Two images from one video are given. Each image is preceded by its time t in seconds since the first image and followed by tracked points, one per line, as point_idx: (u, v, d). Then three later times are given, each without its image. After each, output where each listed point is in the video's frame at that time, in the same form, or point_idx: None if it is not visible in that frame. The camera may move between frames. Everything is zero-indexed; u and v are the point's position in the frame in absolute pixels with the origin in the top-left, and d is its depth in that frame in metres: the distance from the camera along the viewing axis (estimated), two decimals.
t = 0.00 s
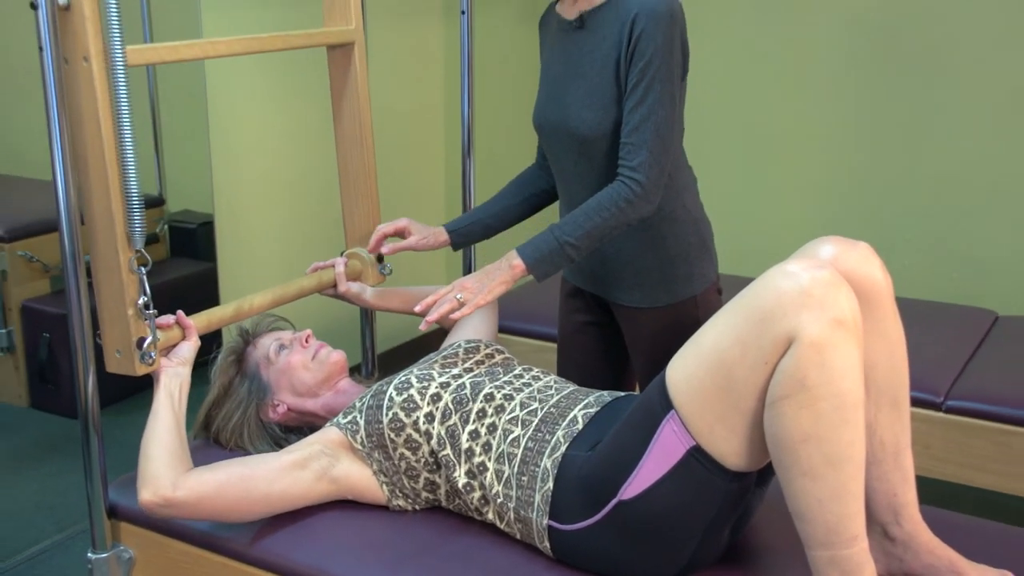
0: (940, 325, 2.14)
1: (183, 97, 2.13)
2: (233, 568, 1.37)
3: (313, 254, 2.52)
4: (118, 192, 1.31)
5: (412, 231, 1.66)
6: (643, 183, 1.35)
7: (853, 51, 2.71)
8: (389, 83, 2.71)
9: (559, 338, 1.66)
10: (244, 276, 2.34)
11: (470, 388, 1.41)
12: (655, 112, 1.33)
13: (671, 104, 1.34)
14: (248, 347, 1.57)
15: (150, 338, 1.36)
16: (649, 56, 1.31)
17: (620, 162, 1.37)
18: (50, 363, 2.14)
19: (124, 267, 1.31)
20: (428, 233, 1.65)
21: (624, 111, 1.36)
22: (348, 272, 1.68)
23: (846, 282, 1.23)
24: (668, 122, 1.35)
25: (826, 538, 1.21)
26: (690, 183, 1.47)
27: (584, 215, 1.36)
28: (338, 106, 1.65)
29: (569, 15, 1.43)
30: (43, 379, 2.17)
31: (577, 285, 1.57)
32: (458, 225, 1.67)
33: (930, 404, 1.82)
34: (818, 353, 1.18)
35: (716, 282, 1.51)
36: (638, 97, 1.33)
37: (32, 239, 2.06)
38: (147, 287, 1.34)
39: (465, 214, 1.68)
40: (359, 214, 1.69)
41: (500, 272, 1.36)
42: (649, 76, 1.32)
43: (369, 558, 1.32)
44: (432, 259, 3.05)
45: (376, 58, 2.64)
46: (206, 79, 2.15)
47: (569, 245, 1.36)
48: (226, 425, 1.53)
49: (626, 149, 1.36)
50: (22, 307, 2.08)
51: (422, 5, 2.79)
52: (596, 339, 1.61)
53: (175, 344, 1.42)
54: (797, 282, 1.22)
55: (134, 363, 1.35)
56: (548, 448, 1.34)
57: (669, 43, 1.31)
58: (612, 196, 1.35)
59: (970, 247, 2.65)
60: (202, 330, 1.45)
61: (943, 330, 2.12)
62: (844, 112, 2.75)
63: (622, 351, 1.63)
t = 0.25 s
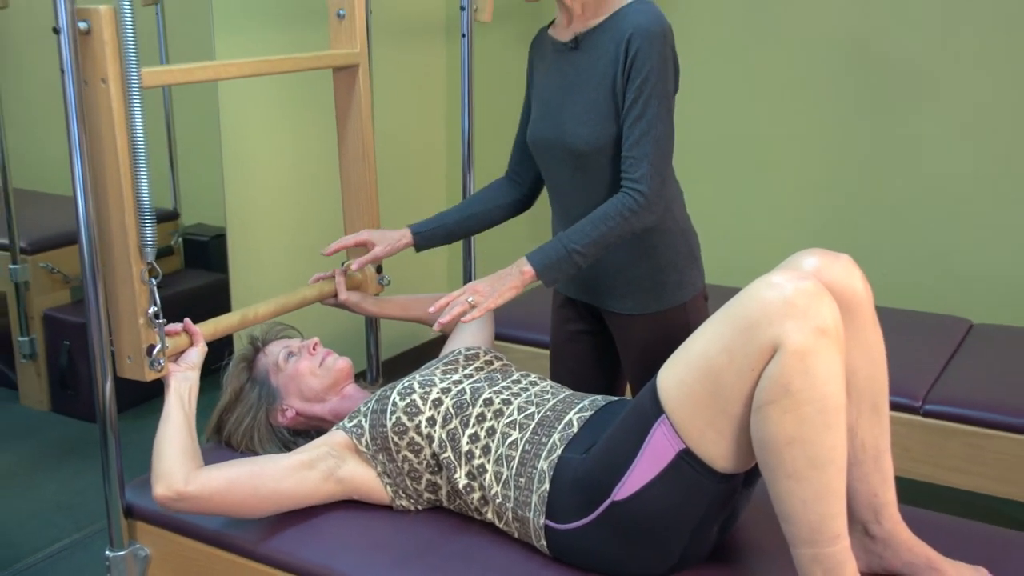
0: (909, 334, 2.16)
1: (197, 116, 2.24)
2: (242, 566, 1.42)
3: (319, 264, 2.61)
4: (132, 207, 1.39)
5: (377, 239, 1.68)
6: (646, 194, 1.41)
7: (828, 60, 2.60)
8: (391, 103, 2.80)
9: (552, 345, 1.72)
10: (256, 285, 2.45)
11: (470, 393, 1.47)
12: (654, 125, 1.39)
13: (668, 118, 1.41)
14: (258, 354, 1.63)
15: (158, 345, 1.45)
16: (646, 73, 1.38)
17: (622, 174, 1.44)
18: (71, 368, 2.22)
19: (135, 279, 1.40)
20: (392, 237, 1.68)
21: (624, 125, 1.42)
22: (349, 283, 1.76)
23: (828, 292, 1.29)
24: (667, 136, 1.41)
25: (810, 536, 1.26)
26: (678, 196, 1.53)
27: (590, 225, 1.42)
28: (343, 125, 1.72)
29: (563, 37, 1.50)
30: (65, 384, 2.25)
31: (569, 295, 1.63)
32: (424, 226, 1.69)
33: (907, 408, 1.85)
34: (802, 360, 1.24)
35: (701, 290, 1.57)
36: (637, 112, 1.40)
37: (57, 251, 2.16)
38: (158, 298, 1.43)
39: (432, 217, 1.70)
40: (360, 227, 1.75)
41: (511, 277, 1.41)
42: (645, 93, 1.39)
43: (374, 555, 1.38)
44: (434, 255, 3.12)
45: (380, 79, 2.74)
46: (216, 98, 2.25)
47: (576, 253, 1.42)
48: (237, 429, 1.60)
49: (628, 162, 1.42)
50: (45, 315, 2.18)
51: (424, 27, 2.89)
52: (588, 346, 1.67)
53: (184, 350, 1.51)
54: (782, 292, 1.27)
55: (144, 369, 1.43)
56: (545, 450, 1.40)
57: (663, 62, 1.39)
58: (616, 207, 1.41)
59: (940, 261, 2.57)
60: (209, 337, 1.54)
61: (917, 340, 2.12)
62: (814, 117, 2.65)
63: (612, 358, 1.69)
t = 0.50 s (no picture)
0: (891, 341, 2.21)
1: (208, 133, 2.34)
2: (252, 563, 1.48)
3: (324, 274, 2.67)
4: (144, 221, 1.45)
5: (357, 253, 1.75)
6: (653, 203, 1.47)
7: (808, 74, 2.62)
8: (397, 122, 2.89)
9: (545, 350, 1.78)
10: (262, 294, 2.52)
11: (470, 397, 1.53)
12: (655, 137, 1.46)
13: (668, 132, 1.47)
14: (267, 361, 1.69)
15: (168, 351, 1.51)
16: (644, 89, 1.44)
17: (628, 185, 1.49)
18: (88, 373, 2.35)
19: (146, 289, 1.47)
20: (371, 251, 1.75)
21: (625, 136, 1.48)
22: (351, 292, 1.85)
23: (814, 301, 1.34)
24: (667, 148, 1.47)
25: (797, 535, 1.31)
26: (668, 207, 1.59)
27: (601, 233, 1.47)
28: (348, 142, 1.79)
29: (556, 56, 1.56)
30: (83, 389, 2.38)
31: (560, 305, 1.69)
32: (398, 239, 1.74)
33: (889, 412, 1.90)
34: (788, 366, 1.29)
35: (689, 296, 1.64)
36: (637, 125, 1.45)
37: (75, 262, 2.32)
38: (168, 306, 1.49)
39: (405, 229, 1.75)
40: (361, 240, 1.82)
41: (527, 287, 1.49)
42: (643, 107, 1.45)
43: (378, 553, 1.44)
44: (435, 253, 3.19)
45: (386, 98, 2.82)
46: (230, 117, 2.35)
47: (588, 261, 1.48)
48: (247, 432, 1.67)
49: (633, 173, 1.48)
50: (64, 323, 2.32)
51: (430, 49, 2.98)
52: (582, 351, 1.73)
53: (192, 355, 1.58)
54: (769, 301, 1.33)
55: (153, 374, 1.50)
56: (543, 452, 1.46)
57: (659, 78, 1.45)
58: (625, 216, 1.47)
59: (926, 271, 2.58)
60: (216, 343, 1.61)
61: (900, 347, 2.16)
62: (799, 126, 2.67)
63: (605, 364, 1.75)
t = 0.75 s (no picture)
0: (878, 346, 2.26)
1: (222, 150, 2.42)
2: (260, 561, 1.54)
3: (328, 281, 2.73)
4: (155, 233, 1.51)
5: (351, 271, 1.82)
6: (642, 214, 1.53)
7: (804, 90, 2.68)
8: (401, 137, 2.96)
9: (538, 354, 1.83)
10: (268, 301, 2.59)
11: (470, 401, 1.59)
12: (646, 151, 1.52)
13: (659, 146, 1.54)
14: (276, 366, 1.76)
15: (174, 357, 1.58)
16: (638, 105, 1.51)
17: (620, 196, 1.56)
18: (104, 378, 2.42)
19: (155, 297, 1.53)
20: (365, 267, 1.82)
21: (618, 149, 1.54)
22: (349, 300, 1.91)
23: (799, 309, 1.39)
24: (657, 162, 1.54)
25: (784, 534, 1.36)
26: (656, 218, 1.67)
27: (594, 241, 1.54)
28: (352, 157, 1.86)
29: (550, 73, 1.62)
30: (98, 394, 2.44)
31: (553, 313, 1.75)
32: (389, 252, 1.80)
33: (872, 415, 1.94)
34: (775, 372, 1.33)
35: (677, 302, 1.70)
36: (630, 139, 1.52)
37: (90, 272, 2.41)
38: (175, 314, 1.56)
39: (397, 243, 1.81)
40: (362, 247, 1.89)
41: (521, 290, 1.55)
42: (636, 123, 1.51)
43: (382, 551, 1.49)
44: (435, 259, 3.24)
45: (391, 115, 2.89)
46: (243, 136, 2.42)
47: (582, 268, 1.54)
48: (256, 436, 1.73)
49: (625, 185, 1.54)
50: (82, 331, 2.42)
51: (431, 68, 3.06)
52: (575, 356, 1.78)
53: (197, 359, 1.64)
54: (757, 309, 1.38)
55: (159, 379, 1.56)
56: (540, 454, 1.51)
57: (651, 95, 1.52)
58: (617, 224, 1.53)
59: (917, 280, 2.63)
60: (220, 348, 1.69)
61: (887, 351, 2.22)
62: (793, 139, 2.73)
63: (596, 368, 1.81)
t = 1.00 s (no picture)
0: (860, 350, 2.33)
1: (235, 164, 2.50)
2: (267, 558, 1.60)
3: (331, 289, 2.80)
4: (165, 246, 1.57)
5: (351, 282, 1.89)
6: (628, 225, 1.60)
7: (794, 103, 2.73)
8: (403, 151, 3.03)
9: (533, 359, 1.90)
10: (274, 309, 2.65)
11: (469, 406, 1.65)
12: (632, 167, 1.59)
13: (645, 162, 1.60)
14: (283, 372, 1.82)
15: (181, 362, 1.65)
16: (626, 124, 1.57)
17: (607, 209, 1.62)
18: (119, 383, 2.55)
19: (164, 306, 1.60)
20: (364, 278, 1.88)
21: (606, 164, 1.61)
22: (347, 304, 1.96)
23: (783, 315, 1.44)
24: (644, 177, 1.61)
25: (769, 532, 1.41)
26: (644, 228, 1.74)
27: (582, 252, 1.60)
28: (355, 171, 1.92)
29: (542, 92, 1.69)
30: (113, 398, 2.56)
31: (546, 319, 1.82)
32: (389, 264, 1.87)
33: (854, 418, 2.00)
34: (761, 377, 1.38)
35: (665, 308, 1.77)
36: (618, 156, 1.59)
37: (106, 281, 2.56)
38: (183, 322, 1.63)
39: (396, 254, 1.87)
40: (363, 258, 1.97)
41: (513, 299, 1.61)
42: (625, 140, 1.58)
43: (384, 549, 1.55)
44: (436, 269, 3.31)
45: (394, 131, 2.97)
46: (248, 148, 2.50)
47: (571, 277, 1.60)
48: (264, 438, 1.79)
49: (612, 198, 1.61)
50: (97, 337, 2.57)
51: (433, 85, 3.13)
52: (569, 361, 1.85)
53: (204, 364, 1.71)
54: (743, 316, 1.42)
55: (167, 384, 1.64)
56: (536, 456, 1.58)
57: (639, 114, 1.59)
58: (604, 236, 1.60)
59: (906, 289, 2.68)
60: (225, 354, 1.75)
61: (868, 356, 2.29)
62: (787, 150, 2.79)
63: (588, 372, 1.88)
